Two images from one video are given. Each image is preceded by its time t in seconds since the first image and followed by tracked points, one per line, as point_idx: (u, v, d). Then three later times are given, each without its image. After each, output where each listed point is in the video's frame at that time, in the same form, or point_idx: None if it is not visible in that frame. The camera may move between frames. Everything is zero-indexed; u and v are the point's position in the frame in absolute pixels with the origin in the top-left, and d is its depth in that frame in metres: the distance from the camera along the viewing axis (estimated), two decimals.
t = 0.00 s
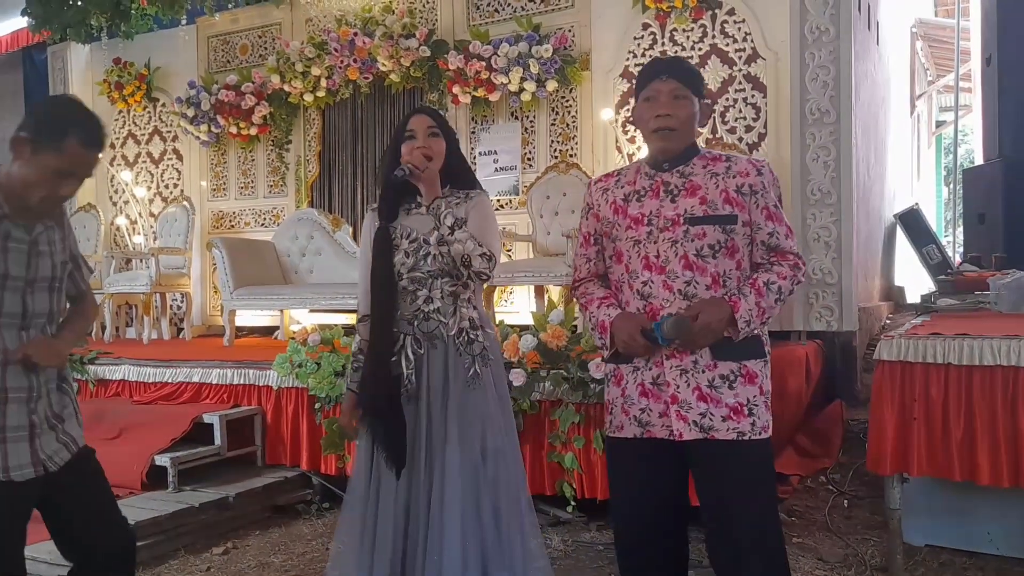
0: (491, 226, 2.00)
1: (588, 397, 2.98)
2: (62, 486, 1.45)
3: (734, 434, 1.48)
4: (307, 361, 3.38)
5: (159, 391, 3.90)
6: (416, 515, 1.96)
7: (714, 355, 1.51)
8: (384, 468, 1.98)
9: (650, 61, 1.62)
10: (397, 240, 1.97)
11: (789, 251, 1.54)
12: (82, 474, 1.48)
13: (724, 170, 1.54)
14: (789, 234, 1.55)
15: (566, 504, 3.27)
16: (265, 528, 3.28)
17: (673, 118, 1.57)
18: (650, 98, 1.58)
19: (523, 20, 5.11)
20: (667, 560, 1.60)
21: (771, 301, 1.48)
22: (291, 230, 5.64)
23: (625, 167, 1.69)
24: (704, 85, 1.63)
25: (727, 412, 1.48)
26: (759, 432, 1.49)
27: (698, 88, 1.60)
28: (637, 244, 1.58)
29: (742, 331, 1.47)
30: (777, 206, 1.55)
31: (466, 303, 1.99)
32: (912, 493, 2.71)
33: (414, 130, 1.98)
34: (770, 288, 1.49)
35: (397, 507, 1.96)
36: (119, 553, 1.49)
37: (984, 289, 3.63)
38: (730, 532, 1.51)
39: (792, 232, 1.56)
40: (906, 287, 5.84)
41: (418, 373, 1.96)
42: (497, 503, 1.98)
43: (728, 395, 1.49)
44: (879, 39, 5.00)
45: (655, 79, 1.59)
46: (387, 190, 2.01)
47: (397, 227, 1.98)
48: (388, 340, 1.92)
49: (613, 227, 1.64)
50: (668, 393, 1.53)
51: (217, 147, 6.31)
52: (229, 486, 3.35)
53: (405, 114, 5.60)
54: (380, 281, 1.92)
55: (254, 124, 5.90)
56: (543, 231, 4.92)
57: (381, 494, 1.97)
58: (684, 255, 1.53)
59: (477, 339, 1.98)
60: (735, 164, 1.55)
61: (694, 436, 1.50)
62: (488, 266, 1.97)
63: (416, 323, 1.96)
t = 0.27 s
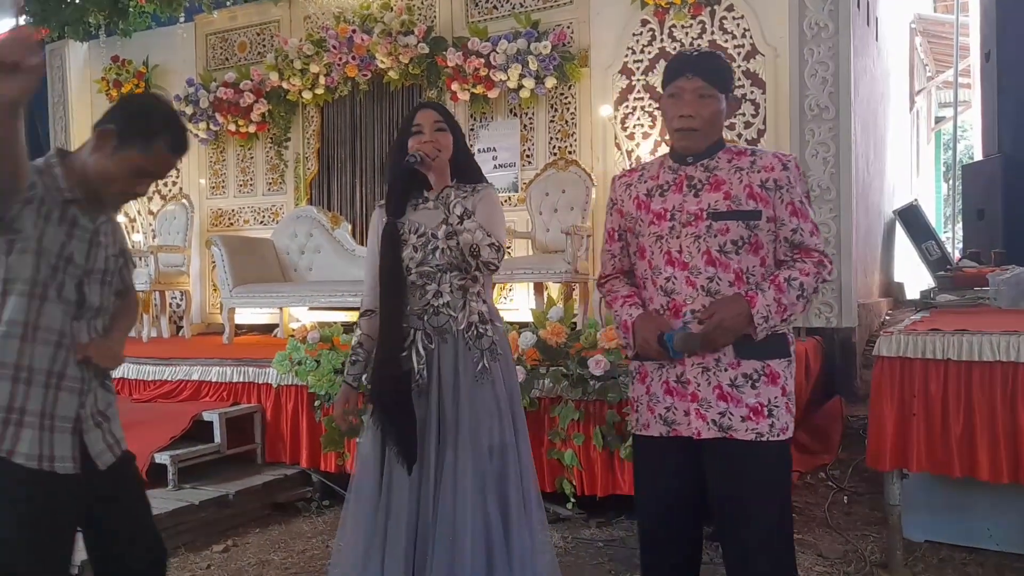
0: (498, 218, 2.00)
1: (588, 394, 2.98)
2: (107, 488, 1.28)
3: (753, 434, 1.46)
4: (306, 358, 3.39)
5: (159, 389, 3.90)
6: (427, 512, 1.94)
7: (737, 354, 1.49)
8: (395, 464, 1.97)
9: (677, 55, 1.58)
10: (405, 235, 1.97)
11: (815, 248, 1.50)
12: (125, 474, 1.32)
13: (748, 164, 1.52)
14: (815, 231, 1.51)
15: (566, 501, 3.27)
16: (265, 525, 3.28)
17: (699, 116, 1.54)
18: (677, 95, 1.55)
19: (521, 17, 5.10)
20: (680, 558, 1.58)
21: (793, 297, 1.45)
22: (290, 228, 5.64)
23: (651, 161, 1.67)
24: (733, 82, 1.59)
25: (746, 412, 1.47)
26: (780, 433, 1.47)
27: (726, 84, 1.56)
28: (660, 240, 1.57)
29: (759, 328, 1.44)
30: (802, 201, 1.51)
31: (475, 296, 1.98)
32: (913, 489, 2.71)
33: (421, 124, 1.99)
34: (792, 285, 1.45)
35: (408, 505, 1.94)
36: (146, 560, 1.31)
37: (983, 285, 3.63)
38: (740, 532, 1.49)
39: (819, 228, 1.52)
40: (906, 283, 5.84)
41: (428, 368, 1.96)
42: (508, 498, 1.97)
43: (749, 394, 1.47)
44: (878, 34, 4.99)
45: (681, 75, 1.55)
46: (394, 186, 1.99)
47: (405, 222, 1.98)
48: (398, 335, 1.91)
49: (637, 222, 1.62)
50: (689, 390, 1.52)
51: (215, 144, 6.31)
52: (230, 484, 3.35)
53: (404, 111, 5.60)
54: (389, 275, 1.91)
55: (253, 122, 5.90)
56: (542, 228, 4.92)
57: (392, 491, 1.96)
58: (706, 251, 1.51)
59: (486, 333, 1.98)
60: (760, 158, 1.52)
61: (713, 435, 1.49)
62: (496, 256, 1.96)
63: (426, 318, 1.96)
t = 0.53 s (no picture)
0: (521, 219, 1.96)
1: (590, 394, 2.97)
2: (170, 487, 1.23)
3: (783, 440, 1.40)
4: (306, 358, 3.38)
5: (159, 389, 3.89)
6: (442, 513, 1.93)
7: (766, 357, 1.43)
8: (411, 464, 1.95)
9: (709, 47, 1.51)
10: (424, 234, 1.93)
11: (849, 244, 1.41)
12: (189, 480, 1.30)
13: (779, 161, 1.45)
14: (849, 227, 1.42)
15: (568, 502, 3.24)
16: (266, 525, 3.27)
17: (728, 112, 1.47)
18: (705, 90, 1.48)
19: (522, 14, 5.08)
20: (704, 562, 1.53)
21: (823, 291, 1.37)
22: (291, 226, 5.62)
23: (680, 158, 1.60)
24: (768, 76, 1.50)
25: (776, 417, 1.40)
26: (811, 438, 1.40)
27: (760, 78, 1.48)
28: (688, 240, 1.51)
29: (784, 320, 1.37)
30: (836, 196, 1.42)
31: (494, 298, 1.96)
32: (916, 489, 2.69)
33: (443, 122, 1.93)
34: (823, 279, 1.37)
35: (423, 505, 1.93)
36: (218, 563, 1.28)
37: (986, 284, 3.61)
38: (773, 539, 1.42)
39: (855, 225, 1.43)
40: (908, 281, 5.82)
41: (446, 369, 1.93)
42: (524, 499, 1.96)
43: (778, 398, 1.41)
44: (881, 31, 4.96)
45: (712, 68, 1.48)
46: (413, 184, 1.96)
47: (424, 221, 1.94)
48: (416, 337, 1.89)
49: (665, 221, 1.57)
50: (716, 394, 1.47)
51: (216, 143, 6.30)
52: (230, 483, 3.34)
53: (404, 109, 5.58)
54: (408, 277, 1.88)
55: (253, 120, 5.89)
56: (543, 226, 4.91)
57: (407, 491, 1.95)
58: (734, 252, 1.45)
59: (505, 334, 1.96)
60: (790, 153, 1.45)
61: (741, 440, 1.43)
62: (519, 260, 1.94)
63: (445, 319, 1.94)
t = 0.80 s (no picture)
0: (534, 226, 1.99)
1: (590, 393, 2.97)
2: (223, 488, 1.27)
3: (789, 442, 1.38)
4: (307, 357, 3.38)
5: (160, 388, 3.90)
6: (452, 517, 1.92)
7: (773, 359, 1.41)
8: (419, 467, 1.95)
9: (728, 49, 1.49)
10: (437, 237, 1.93)
11: (861, 245, 1.36)
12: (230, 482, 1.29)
13: (793, 161, 1.42)
14: (863, 228, 1.37)
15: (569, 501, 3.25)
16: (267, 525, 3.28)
17: (743, 114, 1.45)
18: (719, 92, 1.47)
19: (523, 14, 5.08)
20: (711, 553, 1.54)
21: (832, 288, 1.35)
22: (292, 226, 5.63)
23: (703, 157, 1.59)
24: (789, 76, 1.45)
25: (782, 419, 1.39)
26: (818, 442, 1.38)
27: (780, 79, 1.44)
28: (701, 239, 1.51)
29: (774, 294, 1.36)
30: (851, 196, 1.38)
31: (505, 303, 1.97)
32: (916, 488, 2.70)
33: (461, 126, 1.95)
34: (832, 275, 1.35)
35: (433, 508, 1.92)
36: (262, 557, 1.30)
37: (986, 284, 3.62)
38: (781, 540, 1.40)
39: (870, 226, 1.38)
40: (908, 282, 5.82)
41: (457, 372, 1.94)
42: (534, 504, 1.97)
43: (785, 400, 1.39)
44: (881, 32, 4.97)
45: (727, 70, 1.46)
46: (428, 185, 1.97)
47: (438, 224, 1.95)
48: (428, 340, 1.89)
49: (683, 219, 1.57)
50: (722, 393, 1.46)
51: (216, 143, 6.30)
52: (231, 483, 3.35)
53: (405, 109, 5.59)
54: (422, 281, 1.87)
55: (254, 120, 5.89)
56: (543, 226, 4.92)
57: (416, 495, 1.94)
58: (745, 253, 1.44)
59: (516, 339, 1.97)
60: (806, 153, 1.41)
61: (747, 441, 1.42)
62: (534, 269, 1.95)
63: (456, 322, 1.94)
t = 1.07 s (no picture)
0: (536, 230, 2.01)
1: (590, 395, 2.97)
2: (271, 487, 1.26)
3: (783, 439, 1.36)
4: (307, 359, 3.38)
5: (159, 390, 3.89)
6: (445, 516, 1.91)
7: (770, 356, 1.39)
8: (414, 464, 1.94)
9: (736, 51, 1.46)
10: (440, 234, 1.95)
11: (847, 227, 1.32)
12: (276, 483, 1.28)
13: (799, 157, 1.40)
14: (853, 215, 1.33)
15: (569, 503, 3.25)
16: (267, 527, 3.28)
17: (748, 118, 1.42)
18: (727, 95, 1.44)
19: (523, 17, 5.09)
20: (711, 560, 1.50)
21: (817, 260, 1.31)
22: (292, 228, 5.63)
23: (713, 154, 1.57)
24: (800, 78, 1.42)
25: (777, 416, 1.37)
26: (814, 438, 1.36)
27: (790, 82, 1.41)
28: (704, 237, 1.50)
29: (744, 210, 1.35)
30: (846, 186, 1.35)
31: (504, 303, 1.97)
32: (916, 491, 2.69)
33: (466, 124, 1.95)
34: (820, 249, 1.31)
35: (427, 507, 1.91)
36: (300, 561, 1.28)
37: (985, 286, 3.62)
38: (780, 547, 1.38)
39: (862, 213, 1.33)
40: (908, 283, 5.82)
41: (454, 370, 1.94)
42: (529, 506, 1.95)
43: (781, 397, 1.37)
44: (880, 34, 4.98)
45: (734, 73, 1.43)
46: (434, 182, 1.97)
47: (442, 221, 1.96)
48: (426, 336, 1.90)
49: (688, 217, 1.56)
50: (721, 391, 1.45)
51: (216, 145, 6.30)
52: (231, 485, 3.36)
53: (405, 111, 5.59)
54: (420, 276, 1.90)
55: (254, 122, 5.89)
56: (543, 228, 4.91)
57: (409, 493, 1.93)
58: (745, 251, 1.43)
59: (513, 339, 1.97)
60: (812, 149, 1.39)
61: (743, 439, 1.41)
62: (535, 270, 1.95)
63: (455, 320, 1.94)
